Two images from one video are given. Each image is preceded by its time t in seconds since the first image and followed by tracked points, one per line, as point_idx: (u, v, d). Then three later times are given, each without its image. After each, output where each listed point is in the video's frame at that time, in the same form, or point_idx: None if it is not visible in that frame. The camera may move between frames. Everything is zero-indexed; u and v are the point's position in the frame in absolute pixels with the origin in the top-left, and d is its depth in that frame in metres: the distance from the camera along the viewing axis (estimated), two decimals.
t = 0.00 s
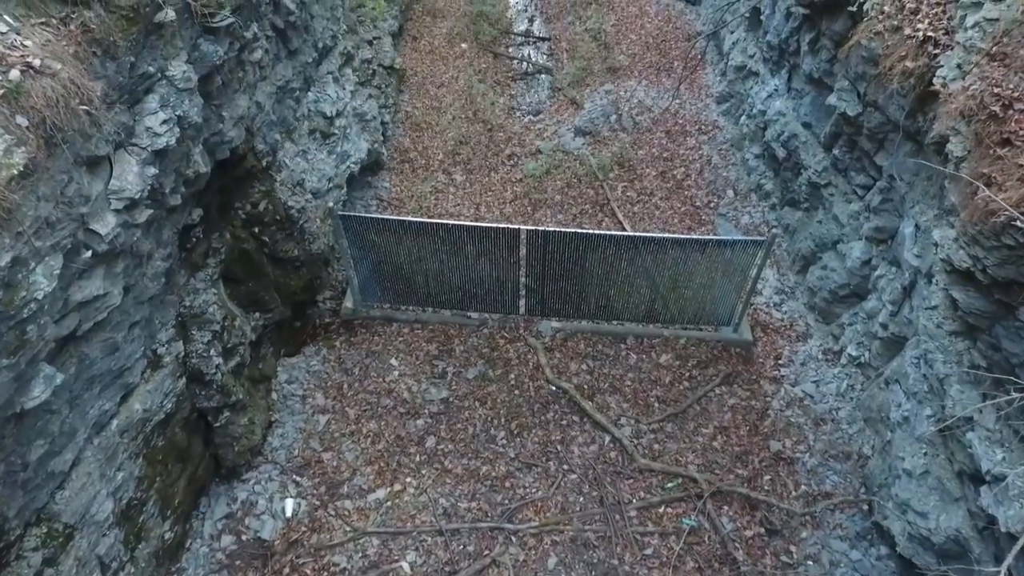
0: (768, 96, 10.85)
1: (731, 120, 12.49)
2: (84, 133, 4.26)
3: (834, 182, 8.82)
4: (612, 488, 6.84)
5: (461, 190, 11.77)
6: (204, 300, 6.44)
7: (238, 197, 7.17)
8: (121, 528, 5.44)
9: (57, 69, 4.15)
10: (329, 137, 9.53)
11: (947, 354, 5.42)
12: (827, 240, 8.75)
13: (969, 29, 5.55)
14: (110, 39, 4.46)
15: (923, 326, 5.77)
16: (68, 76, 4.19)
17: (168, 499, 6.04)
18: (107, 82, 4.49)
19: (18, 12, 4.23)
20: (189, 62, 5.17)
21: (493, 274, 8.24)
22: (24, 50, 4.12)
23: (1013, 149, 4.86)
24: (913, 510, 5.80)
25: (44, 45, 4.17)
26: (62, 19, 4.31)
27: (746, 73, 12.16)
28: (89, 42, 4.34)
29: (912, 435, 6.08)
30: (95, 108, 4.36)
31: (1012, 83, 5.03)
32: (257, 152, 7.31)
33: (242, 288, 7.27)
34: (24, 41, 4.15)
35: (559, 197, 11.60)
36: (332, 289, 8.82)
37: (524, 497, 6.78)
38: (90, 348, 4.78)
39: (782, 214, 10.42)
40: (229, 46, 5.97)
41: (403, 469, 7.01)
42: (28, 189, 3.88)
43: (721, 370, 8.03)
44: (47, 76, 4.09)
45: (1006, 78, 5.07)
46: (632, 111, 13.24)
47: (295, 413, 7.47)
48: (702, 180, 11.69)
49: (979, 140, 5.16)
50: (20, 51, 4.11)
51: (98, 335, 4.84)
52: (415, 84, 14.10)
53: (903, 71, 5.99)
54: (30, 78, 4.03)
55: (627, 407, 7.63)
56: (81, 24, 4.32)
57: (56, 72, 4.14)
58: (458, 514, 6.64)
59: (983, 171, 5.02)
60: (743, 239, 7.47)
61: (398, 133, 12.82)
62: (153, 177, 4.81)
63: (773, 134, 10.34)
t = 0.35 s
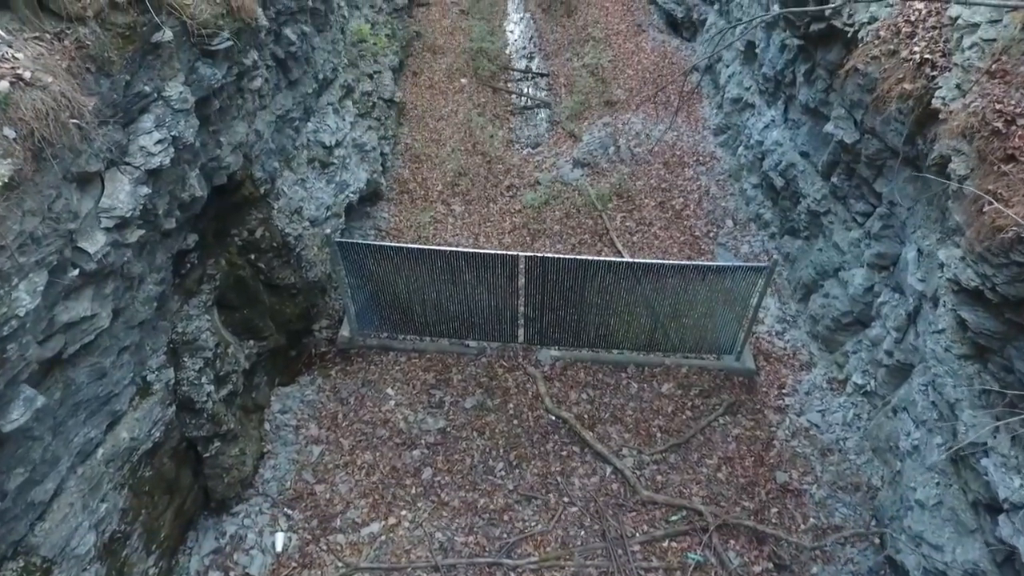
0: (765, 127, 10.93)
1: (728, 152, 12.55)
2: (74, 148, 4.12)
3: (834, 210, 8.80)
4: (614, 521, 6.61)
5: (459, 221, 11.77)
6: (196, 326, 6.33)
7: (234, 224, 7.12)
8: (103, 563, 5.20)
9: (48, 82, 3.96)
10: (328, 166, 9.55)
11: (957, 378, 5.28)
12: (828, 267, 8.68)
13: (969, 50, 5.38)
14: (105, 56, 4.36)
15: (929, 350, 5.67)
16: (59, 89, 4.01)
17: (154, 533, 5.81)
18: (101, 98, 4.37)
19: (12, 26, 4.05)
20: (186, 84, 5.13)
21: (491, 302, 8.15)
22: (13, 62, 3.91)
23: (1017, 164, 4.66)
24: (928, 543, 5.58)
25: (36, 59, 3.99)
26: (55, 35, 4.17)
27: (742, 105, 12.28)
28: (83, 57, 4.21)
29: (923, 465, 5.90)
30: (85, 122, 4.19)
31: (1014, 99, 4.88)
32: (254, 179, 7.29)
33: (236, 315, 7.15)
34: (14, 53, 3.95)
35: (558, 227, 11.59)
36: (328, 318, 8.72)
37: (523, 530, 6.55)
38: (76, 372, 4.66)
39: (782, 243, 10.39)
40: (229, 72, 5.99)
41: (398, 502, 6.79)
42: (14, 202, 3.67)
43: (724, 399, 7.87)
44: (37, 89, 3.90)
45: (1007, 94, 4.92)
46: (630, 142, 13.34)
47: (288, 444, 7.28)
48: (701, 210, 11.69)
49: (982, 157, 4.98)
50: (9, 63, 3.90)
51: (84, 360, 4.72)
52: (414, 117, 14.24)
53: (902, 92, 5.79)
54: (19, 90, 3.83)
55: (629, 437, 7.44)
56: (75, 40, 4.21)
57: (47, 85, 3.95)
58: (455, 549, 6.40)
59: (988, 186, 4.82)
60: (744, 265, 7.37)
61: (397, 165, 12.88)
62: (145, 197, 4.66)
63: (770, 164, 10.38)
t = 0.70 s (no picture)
0: (762, 157, 10.99)
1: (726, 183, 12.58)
2: (65, 164, 4.03)
3: (834, 238, 8.76)
4: (616, 555, 6.38)
5: (458, 251, 11.74)
6: (189, 353, 6.21)
7: (230, 251, 7.07)
8: None
9: (40, 95, 3.88)
10: (327, 195, 9.55)
11: (967, 403, 5.15)
12: (829, 295, 8.59)
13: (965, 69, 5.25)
14: (99, 73, 4.31)
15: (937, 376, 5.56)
16: (50, 103, 3.92)
17: (138, 568, 5.58)
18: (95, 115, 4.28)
19: (5, 40, 3.91)
20: (183, 105, 5.11)
21: (489, 331, 8.03)
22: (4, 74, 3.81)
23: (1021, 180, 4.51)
24: None
25: (28, 73, 3.90)
26: (49, 49, 4.08)
27: (739, 137, 12.38)
28: (76, 73, 4.15)
29: (935, 495, 5.71)
30: (76, 136, 4.09)
31: (1015, 115, 4.71)
32: (252, 206, 7.27)
33: (230, 342, 7.04)
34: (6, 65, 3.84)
35: (557, 258, 11.55)
36: (324, 347, 8.60)
37: (522, 565, 6.31)
38: (61, 398, 4.53)
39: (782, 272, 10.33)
40: (225, 96, 6.00)
41: (393, 536, 6.56)
42: None
43: (727, 430, 7.69)
44: (28, 101, 3.81)
45: (1007, 110, 4.76)
46: (629, 174, 13.41)
47: (280, 476, 7.08)
48: (700, 240, 11.68)
49: (983, 175, 4.85)
50: None
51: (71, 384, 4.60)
52: (414, 150, 14.35)
53: (899, 113, 5.70)
54: (8, 102, 3.74)
55: (631, 469, 7.25)
56: (70, 56, 4.14)
57: (38, 97, 3.87)
58: None
59: (991, 205, 4.67)
60: (745, 291, 7.28)
61: (396, 196, 12.91)
62: (138, 217, 4.57)
63: (768, 194, 10.39)
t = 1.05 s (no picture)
0: (761, 187, 11.03)
1: (725, 214, 12.56)
2: (55, 180, 3.97)
3: (834, 266, 8.72)
4: None
5: (458, 282, 11.69)
6: (181, 380, 6.09)
7: (227, 278, 7.01)
8: None
9: (32, 108, 3.83)
10: (326, 224, 9.54)
11: (979, 429, 5.01)
12: (832, 324, 8.48)
13: (965, 90, 5.22)
14: (96, 90, 4.28)
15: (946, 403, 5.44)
16: (43, 117, 3.87)
17: None
18: (90, 132, 4.25)
19: None
20: (181, 127, 5.09)
21: (488, 360, 7.92)
22: None
23: None
24: None
25: (22, 86, 3.86)
26: (45, 65, 4.05)
27: (737, 168, 12.45)
28: (72, 89, 4.11)
29: (949, 526, 5.53)
30: (68, 150, 4.04)
31: (1016, 132, 4.67)
32: (251, 233, 7.23)
33: (224, 370, 6.92)
34: None
35: (557, 288, 11.50)
36: (321, 377, 8.48)
37: None
38: (46, 423, 4.40)
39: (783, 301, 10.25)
40: (224, 121, 6.00)
41: (388, 571, 6.34)
42: None
43: (732, 460, 7.51)
44: (20, 114, 3.76)
45: (1009, 127, 4.72)
46: (628, 205, 13.46)
47: (272, 508, 6.88)
48: (700, 270, 11.64)
49: (986, 191, 4.78)
50: None
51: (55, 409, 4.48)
52: (414, 182, 14.44)
53: (898, 135, 5.68)
54: None
55: (634, 500, 7.05)
56: (66, 72, 4.11)
57: (31, 110, 3.82)
58: None
59: (998, 221, 4.59)
60: (747, 317, 7.17)
61: (396, 227, 12.92)
62: (131, 237, 4.50)
63: (768, 223, 10.39)
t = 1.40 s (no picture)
0: (759, 217, 11.05)
1: (724, 244, 12.57)
2: (47, 194, 3.92)
3: (835, 294, 8.65)
4: None
5: (456, 312, 11.63)
6: (172, 407, 5.97)
7: (222, 304, 6.93)
8: None
9: (25, 121, 3.81)
10: (324, 253, 9.51)
11: (991, 454, 4.88)
12: (835, 352, 8.37)
13: (961, 111, 5.24)
14: (92, 106, 4.28)
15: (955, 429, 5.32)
16: (36, 129, 3.85)
17: None
18: (85, 148, 4.22)
19: None
20: (179, 148, 5.08)
21: (486, 388, 7.78)
22: None
23: None
24: None
25: (16, 98, 3.84)
26: (41, 80, 4.04)
27: (735, 199, 12.50)
28: (68, 105, 4.12)
29: (962, 557, 5.34)
30: (61, 163, 4.00)
31: (1017, 148, 4.66)
32: (248, 260, 7.19)
33: (217, 397, 6.79)
34: None
35: (556, 318, 11.43)
36: (316, 407, 8.33)
37: None
38: (30, 448, 4.26)
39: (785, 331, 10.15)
40: (223, 144, 6.01)
41: None
42: None
43: (736, 491, 7.33)
44: (12, 126, 3.73)
45: (1009, 144, 4.71)
46: (626, 236, 13.48)
47: (263, 541, 6.67)
48: (700, 300, 11.59)
49: (987, 208, 4.75)
50: None
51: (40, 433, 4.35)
52: (413, 214, 14.49)
53: (896, 157, 5.68)
54: None
55: (636, 533, 6.86)
56: (62, 87, 4.12)
57: (24, 123, 3.80)
58: None
59: (1001, 237, 4.54)
60: (749, 343, 7.07)
61: (395, 258, 12.90)
62: (124, 256, 4.46)
63: (767, 252, 10.36)
